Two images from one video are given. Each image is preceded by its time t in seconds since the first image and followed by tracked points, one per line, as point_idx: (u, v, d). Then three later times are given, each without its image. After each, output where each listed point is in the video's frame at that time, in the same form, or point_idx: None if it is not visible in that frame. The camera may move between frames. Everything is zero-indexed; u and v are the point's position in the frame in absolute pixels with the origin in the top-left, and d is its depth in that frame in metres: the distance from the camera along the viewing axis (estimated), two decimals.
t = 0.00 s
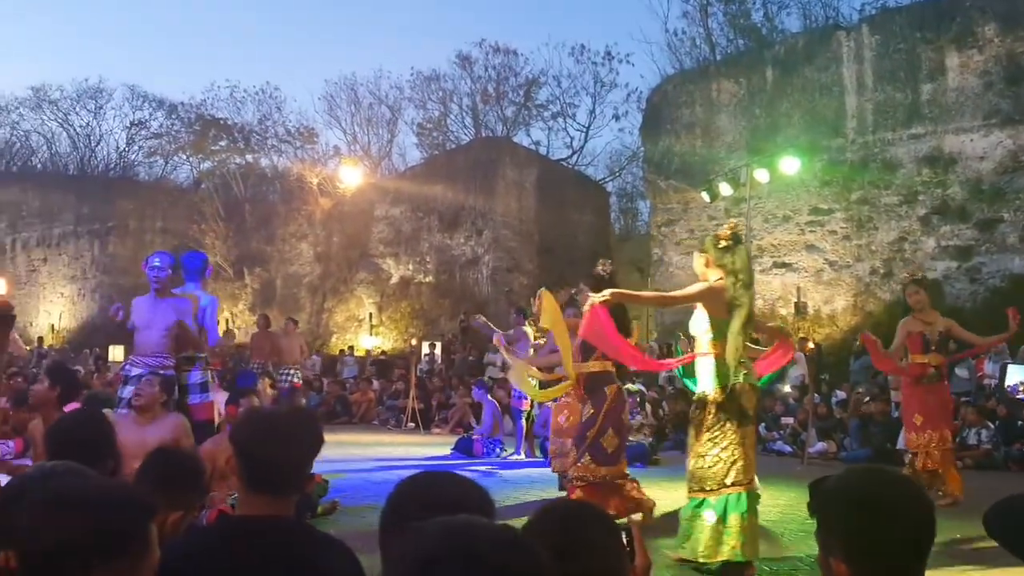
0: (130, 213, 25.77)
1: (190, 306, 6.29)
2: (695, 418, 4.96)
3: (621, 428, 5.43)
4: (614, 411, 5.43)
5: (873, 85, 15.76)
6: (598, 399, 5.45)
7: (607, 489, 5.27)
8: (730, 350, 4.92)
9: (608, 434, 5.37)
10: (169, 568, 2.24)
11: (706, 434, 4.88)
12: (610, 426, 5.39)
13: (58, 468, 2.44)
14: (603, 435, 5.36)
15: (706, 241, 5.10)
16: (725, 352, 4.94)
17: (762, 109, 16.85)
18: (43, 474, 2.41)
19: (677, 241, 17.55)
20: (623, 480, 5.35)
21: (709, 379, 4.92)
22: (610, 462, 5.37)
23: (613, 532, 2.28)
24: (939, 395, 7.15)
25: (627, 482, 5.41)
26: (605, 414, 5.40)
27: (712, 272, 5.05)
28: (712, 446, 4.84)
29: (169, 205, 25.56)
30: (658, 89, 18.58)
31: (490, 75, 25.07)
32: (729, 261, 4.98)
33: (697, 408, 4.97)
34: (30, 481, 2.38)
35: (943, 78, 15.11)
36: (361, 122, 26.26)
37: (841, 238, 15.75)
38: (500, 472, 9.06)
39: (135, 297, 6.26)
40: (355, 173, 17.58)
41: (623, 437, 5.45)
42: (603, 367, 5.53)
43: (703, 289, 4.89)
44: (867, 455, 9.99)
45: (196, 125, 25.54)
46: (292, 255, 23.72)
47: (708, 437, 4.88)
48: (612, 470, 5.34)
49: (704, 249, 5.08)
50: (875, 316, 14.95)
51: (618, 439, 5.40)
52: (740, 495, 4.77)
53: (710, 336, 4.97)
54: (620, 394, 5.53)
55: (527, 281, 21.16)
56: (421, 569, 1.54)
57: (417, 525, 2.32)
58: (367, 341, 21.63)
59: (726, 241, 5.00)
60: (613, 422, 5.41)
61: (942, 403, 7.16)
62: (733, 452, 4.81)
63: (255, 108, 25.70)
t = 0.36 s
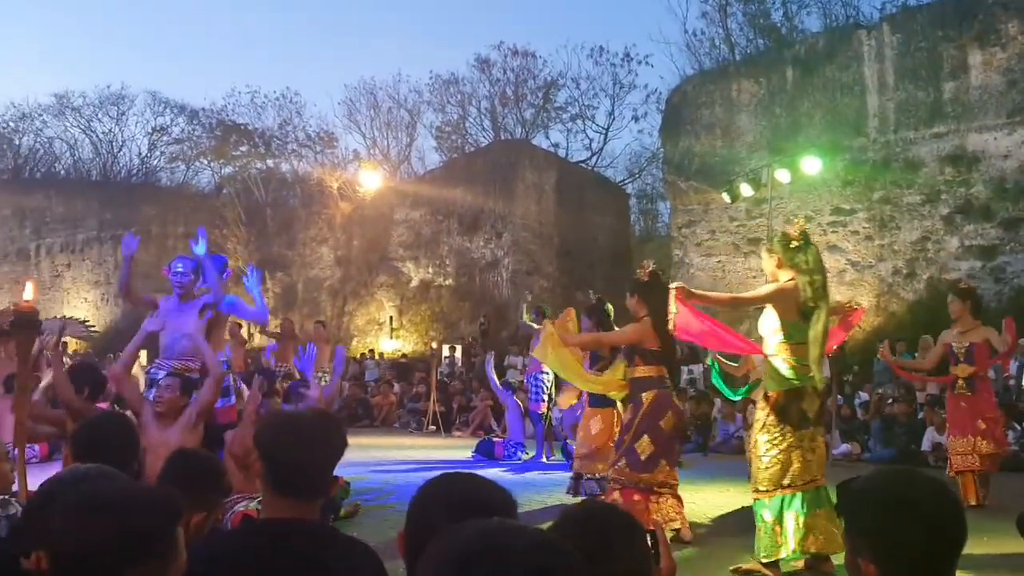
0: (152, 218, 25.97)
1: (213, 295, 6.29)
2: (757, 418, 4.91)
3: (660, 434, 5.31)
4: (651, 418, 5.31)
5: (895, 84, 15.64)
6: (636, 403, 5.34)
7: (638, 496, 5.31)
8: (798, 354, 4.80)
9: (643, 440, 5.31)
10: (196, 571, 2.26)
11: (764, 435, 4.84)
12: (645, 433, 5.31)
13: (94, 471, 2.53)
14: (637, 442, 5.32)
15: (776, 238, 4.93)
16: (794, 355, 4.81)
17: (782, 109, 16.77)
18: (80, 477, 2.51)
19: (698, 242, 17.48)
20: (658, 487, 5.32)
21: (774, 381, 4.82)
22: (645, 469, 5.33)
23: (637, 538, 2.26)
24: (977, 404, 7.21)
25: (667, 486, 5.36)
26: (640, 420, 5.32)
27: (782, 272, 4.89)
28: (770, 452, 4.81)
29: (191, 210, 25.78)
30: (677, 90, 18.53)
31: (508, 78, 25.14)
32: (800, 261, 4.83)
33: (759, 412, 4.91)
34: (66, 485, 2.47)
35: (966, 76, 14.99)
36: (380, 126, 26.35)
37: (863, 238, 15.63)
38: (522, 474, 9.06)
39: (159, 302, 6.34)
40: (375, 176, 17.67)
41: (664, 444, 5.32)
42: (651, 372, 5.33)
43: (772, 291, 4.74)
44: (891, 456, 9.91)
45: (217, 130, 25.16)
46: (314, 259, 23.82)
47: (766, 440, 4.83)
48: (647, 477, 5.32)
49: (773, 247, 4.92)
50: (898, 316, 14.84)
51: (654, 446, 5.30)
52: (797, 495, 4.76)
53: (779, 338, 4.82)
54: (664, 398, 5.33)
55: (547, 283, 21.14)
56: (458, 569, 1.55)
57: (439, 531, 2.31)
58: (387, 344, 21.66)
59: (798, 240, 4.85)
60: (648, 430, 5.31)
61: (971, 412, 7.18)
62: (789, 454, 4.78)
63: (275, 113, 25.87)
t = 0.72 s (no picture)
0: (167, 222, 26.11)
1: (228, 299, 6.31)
2: (818, 422, 4.93)
3: (700, 433, 5.19)
4: (690, 416, 5.22)
5: (909, 85, 15.54)
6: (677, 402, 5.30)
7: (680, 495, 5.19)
8: (858, 352, 4.87)
9: (684, 439, 5.22)
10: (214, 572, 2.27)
11: (828, 440, 4.85)
12: (685, 432, 5.22)
13: (114, 474, 2.55)
14: (678, 441, 5.23)
15: (831, 238, 5.02)
16: (854, 354, 4.87)
17: (796, 110, 16.73)
18: (100, 479, 2.53)
19: (711, 244, 17.45)
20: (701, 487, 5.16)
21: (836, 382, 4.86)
22: (688, 468, 5.20)
23: (654, 540, 2.26)
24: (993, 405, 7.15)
25: (712, 488, 5.18)
26: (679, 418, 5.25)
27: (839, 271, 4.96)
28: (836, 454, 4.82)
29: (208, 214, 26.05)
30: (690, 92, 18.53)
31: (521, 80, 25.19)
32: (856, 259, 4.91)
33: (821, 416, 4.92)
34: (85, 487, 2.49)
35: (981, 76, 14.83)
36: (393, 129, 26.41)
37: (878, 240, 15.58)
38: (537, 476, 9.06)
39: (175, 307, 6.41)
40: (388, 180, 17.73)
41: (705, 443, 5.18)
42: (692, 370, 5.28)
43: (830, 289, 4.83)
44: (907, 457, 9.86)
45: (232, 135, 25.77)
46: (327, 262, 23.88)
47: (831, 444, 4.85)
48: (688, 477, 5.18)
49: (830, 247, 5.00)
50: (913, 318, 14.80)
51: (694, 445, 5.19)
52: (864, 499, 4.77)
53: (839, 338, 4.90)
54: (704, 396, 5.24)
55: (560, 285, 21.15)
56: (473, 570, 1.56)
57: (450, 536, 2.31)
58: (401, 347, 21.69)
59: (855, 240, 4.93)
60: (688, 429, 5.21)
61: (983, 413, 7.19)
62: (853, 457, 4.80)
63: (289, 117, 26.00)
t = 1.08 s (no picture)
0: (190, 225, 26.29)
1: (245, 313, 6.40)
2: (899, 426, 5.37)
3: (737, 433, 5.25)
4: (726, 416, 5.29)
5: (934, 84, 15.37)
6: (714, 401, 5.37)
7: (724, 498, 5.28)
8: (935, 353, 5.27)
9: (723, 440, 5.30)
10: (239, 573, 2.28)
11: (910, 445, 5.29)
12: (722, 432, 5.30)
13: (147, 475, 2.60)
14: (717, 442, 5.32)
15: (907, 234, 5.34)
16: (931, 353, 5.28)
17: (819, 110, 16.61)
18: (133, 481, 2.58)
19: (734, 245, 17.36)
20: (743, 488, 5.21)
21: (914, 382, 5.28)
22: (729, 471, 5.27)
23: (679, 542, 2.23)
24: None
25: (756, 489, 5.23)
26: (717, 419, 5.33)
27: (914, 271, 5.31)
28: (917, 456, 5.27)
29: (230, 216, 26.26)
30: (712, 92, 18.46)
31: (541, 82, 25.21)
32: (934, 254, 5.26)
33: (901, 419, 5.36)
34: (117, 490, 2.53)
35: (1008, 75, 14.53)
36: (414, 132, 26.48)
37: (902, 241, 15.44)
38: (559, 479, 9.04)
39: (183, 308, 6.36)
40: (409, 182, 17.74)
41: (743, 443, 5.24)
42: (729, 367, 5.33)
43: (911, 288, 5.21)
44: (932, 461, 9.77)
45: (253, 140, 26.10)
46: (349, 264, 23.97)
47: (912, 448, 5.28)
48: (730, 479, 5.26)
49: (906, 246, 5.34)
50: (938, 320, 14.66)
51: (733, 445, 5.25)
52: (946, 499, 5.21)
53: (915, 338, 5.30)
54: (739, 395, 5.28)
55: (581, 288, 21.11)
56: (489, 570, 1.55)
57: (477, 537, 2.31)
58: (422, 349, 21.73)
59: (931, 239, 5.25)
60: (725, 429, 5.29)
61: None
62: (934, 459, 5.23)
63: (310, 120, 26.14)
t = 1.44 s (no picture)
0: (211, 228, 26.49)
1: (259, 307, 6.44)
2: (964, 435, 5.15)
3: (772, 431, 5.20)
4: (761, 413, 5.25)
5: (957, 84, 15.23)
6: (751, 398, 5.35)
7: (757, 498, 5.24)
8: (1003, 356, 5.02)
9: (757, 439, 5.26)
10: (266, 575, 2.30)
11: (974, 455, 5.08)
12: (757, 429, 5.26)
13: (174, 479, 2.60)
14: (752, 440, 5.28)
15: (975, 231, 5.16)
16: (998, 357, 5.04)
17: (841, 111, 16.50)
18: (159, 484, 2.59)
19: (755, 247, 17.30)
20: (776, 488, 5.16)
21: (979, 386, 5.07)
22: (764, 470, 5.22)
23: (701, 546, 2.22)
24: None
25: (790, 490, 5.17)
26: (752, 416, 5.30)
27: (982, 269, 5.13)
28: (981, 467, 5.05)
29: (251, 219, 26.45)
30: (733, 94, 18.39)
31: (561, 84, 25.23)
32: (1002, 254, 5.06)
33: (965, 428, 5.15)
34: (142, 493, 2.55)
35: None
36: (433, 134, 26.56)
37: (925, 242, 15.31)
38: (580, 483, 9.03)
39: (205, 310, 6.41)
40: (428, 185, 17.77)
41: (778, 441, 5.19)
42: (766, 364, 5.30)
43: (978, 291, 5.03)
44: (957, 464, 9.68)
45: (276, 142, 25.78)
46: (369, 267, 24.06)
47: (976, 458, 5.07)
48: (763, 478, 5.22)
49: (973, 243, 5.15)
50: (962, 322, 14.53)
51: (768, 443, 5.20)
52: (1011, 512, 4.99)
53: (981, 339, 5.07)
54: (776, 391, 5.24)
55: (601, 289, 21.08)
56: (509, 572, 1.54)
57: (500, 539, 2.31)
58: (442, 351, 21.78)
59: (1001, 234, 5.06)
60: (760, 427, 5.24)
61: None
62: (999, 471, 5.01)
63: (330, 123, 26.27)
